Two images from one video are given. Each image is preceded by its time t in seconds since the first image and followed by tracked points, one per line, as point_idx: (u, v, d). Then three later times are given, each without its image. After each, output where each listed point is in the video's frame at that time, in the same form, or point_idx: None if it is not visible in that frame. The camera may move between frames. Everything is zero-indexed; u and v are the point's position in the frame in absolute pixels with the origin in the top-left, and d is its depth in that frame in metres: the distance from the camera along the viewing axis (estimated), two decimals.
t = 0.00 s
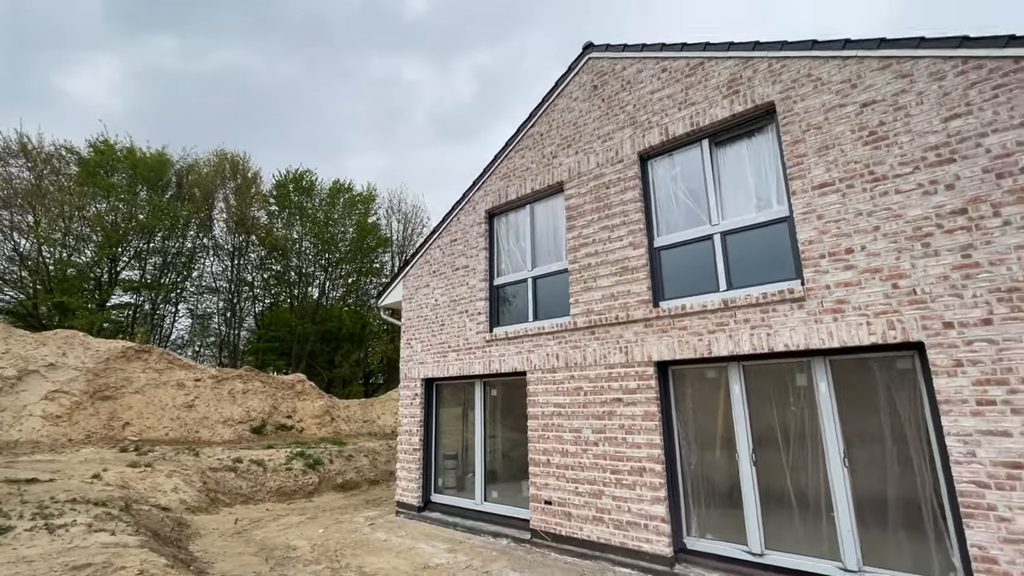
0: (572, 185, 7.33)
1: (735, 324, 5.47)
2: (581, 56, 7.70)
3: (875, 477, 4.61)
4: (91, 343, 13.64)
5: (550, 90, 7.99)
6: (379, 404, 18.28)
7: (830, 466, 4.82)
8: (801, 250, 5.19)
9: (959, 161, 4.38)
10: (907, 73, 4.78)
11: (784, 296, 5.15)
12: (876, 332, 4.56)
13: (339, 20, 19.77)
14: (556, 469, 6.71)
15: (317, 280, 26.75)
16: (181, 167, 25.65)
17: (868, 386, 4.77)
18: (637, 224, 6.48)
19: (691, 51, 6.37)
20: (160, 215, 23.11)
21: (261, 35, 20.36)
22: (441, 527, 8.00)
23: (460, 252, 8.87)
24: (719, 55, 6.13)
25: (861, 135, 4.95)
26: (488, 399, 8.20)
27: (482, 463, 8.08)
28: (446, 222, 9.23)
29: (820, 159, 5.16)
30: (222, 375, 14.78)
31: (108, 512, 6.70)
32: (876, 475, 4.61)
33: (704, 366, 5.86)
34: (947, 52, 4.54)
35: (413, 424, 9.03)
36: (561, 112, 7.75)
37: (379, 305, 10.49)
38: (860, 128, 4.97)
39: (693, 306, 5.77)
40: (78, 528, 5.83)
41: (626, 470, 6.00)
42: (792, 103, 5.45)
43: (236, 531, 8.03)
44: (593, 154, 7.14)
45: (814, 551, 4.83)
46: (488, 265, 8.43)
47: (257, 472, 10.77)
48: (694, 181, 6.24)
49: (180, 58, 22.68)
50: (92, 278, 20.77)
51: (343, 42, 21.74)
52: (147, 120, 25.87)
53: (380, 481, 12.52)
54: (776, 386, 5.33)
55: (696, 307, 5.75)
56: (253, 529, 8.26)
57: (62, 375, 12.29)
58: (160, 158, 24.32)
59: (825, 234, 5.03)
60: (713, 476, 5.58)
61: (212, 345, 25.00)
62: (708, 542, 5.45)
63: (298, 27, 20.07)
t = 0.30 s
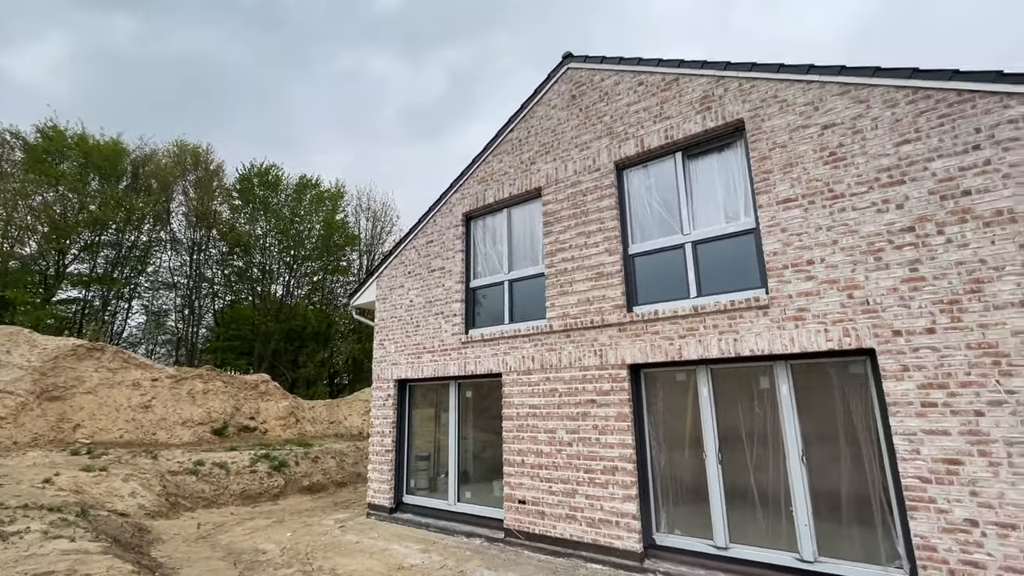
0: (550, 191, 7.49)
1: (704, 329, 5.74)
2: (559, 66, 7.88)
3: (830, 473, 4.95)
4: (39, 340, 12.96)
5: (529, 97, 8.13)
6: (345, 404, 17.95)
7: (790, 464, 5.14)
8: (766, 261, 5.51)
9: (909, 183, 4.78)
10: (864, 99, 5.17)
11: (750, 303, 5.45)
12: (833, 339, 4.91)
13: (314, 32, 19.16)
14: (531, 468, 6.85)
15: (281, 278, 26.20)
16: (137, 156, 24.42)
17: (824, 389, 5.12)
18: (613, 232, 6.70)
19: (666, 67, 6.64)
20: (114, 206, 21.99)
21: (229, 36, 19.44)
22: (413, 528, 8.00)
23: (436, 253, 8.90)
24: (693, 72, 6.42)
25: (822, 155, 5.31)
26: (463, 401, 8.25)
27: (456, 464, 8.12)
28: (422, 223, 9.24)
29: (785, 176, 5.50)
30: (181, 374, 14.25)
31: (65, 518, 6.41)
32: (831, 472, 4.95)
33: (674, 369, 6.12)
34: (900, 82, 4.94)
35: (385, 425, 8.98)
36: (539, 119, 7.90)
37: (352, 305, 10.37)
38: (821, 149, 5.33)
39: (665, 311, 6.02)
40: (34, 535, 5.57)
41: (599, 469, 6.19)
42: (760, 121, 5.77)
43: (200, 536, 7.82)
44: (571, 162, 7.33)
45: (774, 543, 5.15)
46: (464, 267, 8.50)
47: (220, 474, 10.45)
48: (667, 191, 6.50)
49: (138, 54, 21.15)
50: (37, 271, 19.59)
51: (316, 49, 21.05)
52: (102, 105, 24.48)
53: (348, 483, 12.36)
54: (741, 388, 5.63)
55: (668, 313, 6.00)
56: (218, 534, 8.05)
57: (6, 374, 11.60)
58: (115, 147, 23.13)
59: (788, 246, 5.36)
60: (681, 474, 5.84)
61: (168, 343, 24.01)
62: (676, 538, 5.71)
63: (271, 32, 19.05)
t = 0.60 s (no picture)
0: (524, 197, 7.61)
1: (671, 335, 5.99)
2: (535, 73, 8.00)
3: (785, 472, 5.28)
4: None
5: (504, 103, 8.22)
6: (306, 404, 17.47)
7: (749, 463, 5.44)
8: (730, 271, 5.80)
9: (860, 201, 5.16)
10: (821, 122, 5.53)
11: (714, 311, 5.73)
12: (790, 345, 5.24)
13: (283, 28, 18.50)
14: (501, 469, 6.95)
15: (240, 276, 25.35)
16: (85, 142, 23.04)
17: (781, 392, 5.45)
18: (585, 238, 6.89)
19: (639, 81, 6.87)
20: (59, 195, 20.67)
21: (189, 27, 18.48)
22: (381, 531, 7.94)
23: (408, 254, 8.87)
24: (664, 87, 6.67)
25: (783, 172, 5.64)
26: (433, 402, 8.26)
27: (426, 467, 8.11)
28: (394, 223, 9.19)
29: (748, 190, 5.81)
30: (132, 374, 13.62)
31: (8, 527, 6.05)
32: (786, 470, 5.28)
33: (642, 373, 6.35)
34: (853, 108, 5.33)
35: (352, 427, 8.87)
36: (514, 125, 8.01)
37: (319, 304, 10.17)
38: (782, 166, 5.66)
39: (635, 317, 6.25)
40: None
41: (568, 469, 6.36)
42: (726, 137, 6.07)
43: (155, 543, 7.53)
44: (545, 168, 7.47)
45: (733, 538, 5.44)
46: (436, 269, 8.50)
47: (175, 479, 10.03)
48: (638, 201, 6.74)
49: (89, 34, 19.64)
50: None
51: (284, 46, 20.32)
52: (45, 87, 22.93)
53: (310, 486, 12.11)
54: (704, 391, 5.91)
55: (637, 318, 6.22)
56: (175, 540, 7.77)
57: None
58: (61, 132, 21.76)
59: (750, 257, 5.67)
60: (647, 473, 6.07)
61: (115, 340, 22.78)
62: (641, 535, 5.93)
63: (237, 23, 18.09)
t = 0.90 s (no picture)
0: (499, 199, 7.73)
1: (640, 336, 6.24)
2: (512, 78, 8.12)
3: (744, 466, 5.61)
4: None
5: (480, 105, 8.31)
6: (267, 403, 16.93)
7: (710, 458, 5.75)
8: (696, 276, 6.10)
9: (815, 214, 5.54)
10: (781, 138, 5.90)
11: (681, 314, 6.01)
12: (749, 347, 5.57)
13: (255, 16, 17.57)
14: (472, 467, 7.04)
15: (196, 270, 24.39)
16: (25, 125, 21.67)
17: (740, 391, 5.79)
18: (559, 241, 7.07)
19: (613, 91, 7.11)
20: None
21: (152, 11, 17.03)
22: (348, 531, 7.88)
23: (380, 252, 8.82)
24: (636, 98, 6.93)
25: (746, 183, 5.98)
26: (403, 401, 8.27)
27: (396, 466, 8.11)
28: (366, 221, 9.12)
29: (714, 200, 6.12)
30: (79, 372, 13.10)
31: None
32: (744, 465, 5.61)
33: (611, 372, 6.58)
34: (811, 127, 5.71)
35: (320, 426, 8.73)
36: (490, 127, 8.11)
37: (286, 301, 9.93)
38: (745, 178, 5.99)
39: (605, 318, 6.47)
40: None
41: (539, 466, 6.52)
42: (694, 149, 6.37)
43: (108, 547, 7.24)
44: (520, 171, 7.62)
45: (694, 529, 5.74)
46: (409, 268, 8.50)
47: (128, 481, 9.60)
48: (610, 206, 6.97)
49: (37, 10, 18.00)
50: None
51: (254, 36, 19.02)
52: None
53: (271, 487, 11.82)
54: (670, 390, 6.18)
55: (608, 320, 6.45)
56: (130, 544, 7.48)
57: None
58: None
59: (715, 263, 5.97)
60: (615, 470, 6.30)
61: (56, 335, 21.46)
62: (608, 529, 6.17)
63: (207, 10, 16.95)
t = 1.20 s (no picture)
0: (477, 200, 7.79)
1: (614, 338, 6.43)
2: (491, 80, 8.20)
3: (710, 463, 5.89)
4: None
5: (459, 106, 8.35)
6: (228, 402, 16.37)
7: (679, 456, 6.01)
8: (668, 280, 6.35)
9: (779, 224, 5.87)
10: (749, 151, 6.20)
11: (653, 317, 6.24)
12: (717, 349, 5.85)
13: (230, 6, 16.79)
14: (447, 466, 7.08)
15: (152, 264, 23.30)
16: None
17: (708, 391, 6.07)
18: (536, 244, 7.20)
19: (591, 98, 7.29)
20: None
21: None
22: (318, 532, 7.79)
23: (355, 250, 8.73)
24: (613, 106, 7.13)
25: (716, 193, 6.26)
26: (377, 402, 8.23)
27: (368, 466, 8.07)
28: (340, 218, 9.01)
29: (686, 208, 6.38)
30: (25, 370, 12.34)
31: None
32: (711, 462, 5.89)
33: (585, 372, 6.76)
34: (777, 142, 6.03)
35: (289, 426, 8.57)
36: (469, 129, 8.16)
37: (253, 298, 9.69)
38: (716, 188, 6.27)
39: (581, 320, 6.65)
40: None
41: (514, 465, 6.63)
42: (667, 158, 6.62)
43: (62, 554, 6.92)
44: (499, 174, 7.71)
45: (662, 524, 5.98)
46: (384, 266, 8.45)
47: (80, 484, 9.14)
48: (586, 211, 7.15)
49: None
50: None
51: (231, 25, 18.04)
52: None
53: (233, 489, 11.49)
54: (642, 390, 6.41)
55: (583, 322, 6.63)
56: (85, 550, 7.17)
57: None
58: None
59: (686, 269, 6.23)
60: (587, 468, 6.48)
61: None
62: (580, 525, 6.34)
63: None
